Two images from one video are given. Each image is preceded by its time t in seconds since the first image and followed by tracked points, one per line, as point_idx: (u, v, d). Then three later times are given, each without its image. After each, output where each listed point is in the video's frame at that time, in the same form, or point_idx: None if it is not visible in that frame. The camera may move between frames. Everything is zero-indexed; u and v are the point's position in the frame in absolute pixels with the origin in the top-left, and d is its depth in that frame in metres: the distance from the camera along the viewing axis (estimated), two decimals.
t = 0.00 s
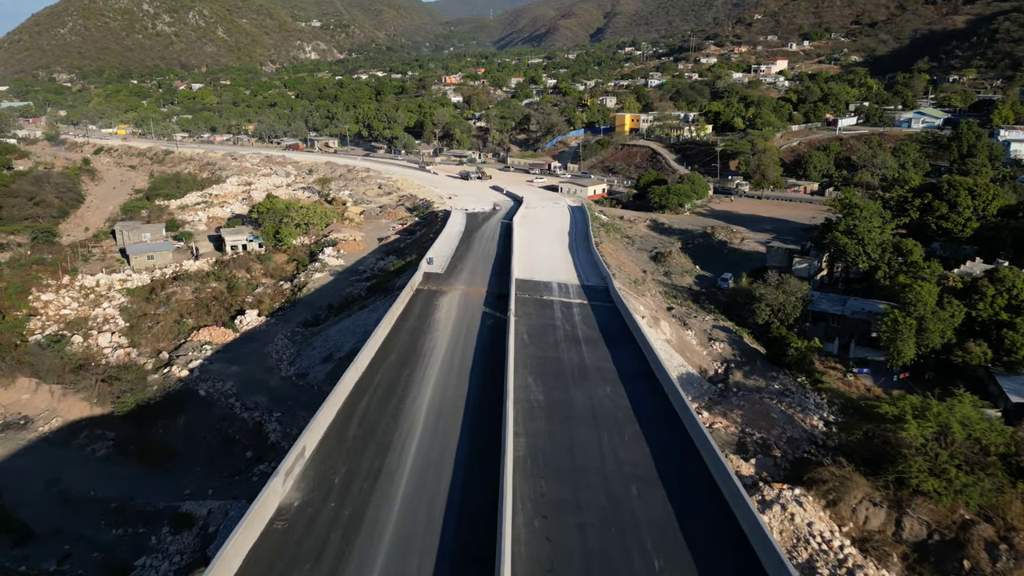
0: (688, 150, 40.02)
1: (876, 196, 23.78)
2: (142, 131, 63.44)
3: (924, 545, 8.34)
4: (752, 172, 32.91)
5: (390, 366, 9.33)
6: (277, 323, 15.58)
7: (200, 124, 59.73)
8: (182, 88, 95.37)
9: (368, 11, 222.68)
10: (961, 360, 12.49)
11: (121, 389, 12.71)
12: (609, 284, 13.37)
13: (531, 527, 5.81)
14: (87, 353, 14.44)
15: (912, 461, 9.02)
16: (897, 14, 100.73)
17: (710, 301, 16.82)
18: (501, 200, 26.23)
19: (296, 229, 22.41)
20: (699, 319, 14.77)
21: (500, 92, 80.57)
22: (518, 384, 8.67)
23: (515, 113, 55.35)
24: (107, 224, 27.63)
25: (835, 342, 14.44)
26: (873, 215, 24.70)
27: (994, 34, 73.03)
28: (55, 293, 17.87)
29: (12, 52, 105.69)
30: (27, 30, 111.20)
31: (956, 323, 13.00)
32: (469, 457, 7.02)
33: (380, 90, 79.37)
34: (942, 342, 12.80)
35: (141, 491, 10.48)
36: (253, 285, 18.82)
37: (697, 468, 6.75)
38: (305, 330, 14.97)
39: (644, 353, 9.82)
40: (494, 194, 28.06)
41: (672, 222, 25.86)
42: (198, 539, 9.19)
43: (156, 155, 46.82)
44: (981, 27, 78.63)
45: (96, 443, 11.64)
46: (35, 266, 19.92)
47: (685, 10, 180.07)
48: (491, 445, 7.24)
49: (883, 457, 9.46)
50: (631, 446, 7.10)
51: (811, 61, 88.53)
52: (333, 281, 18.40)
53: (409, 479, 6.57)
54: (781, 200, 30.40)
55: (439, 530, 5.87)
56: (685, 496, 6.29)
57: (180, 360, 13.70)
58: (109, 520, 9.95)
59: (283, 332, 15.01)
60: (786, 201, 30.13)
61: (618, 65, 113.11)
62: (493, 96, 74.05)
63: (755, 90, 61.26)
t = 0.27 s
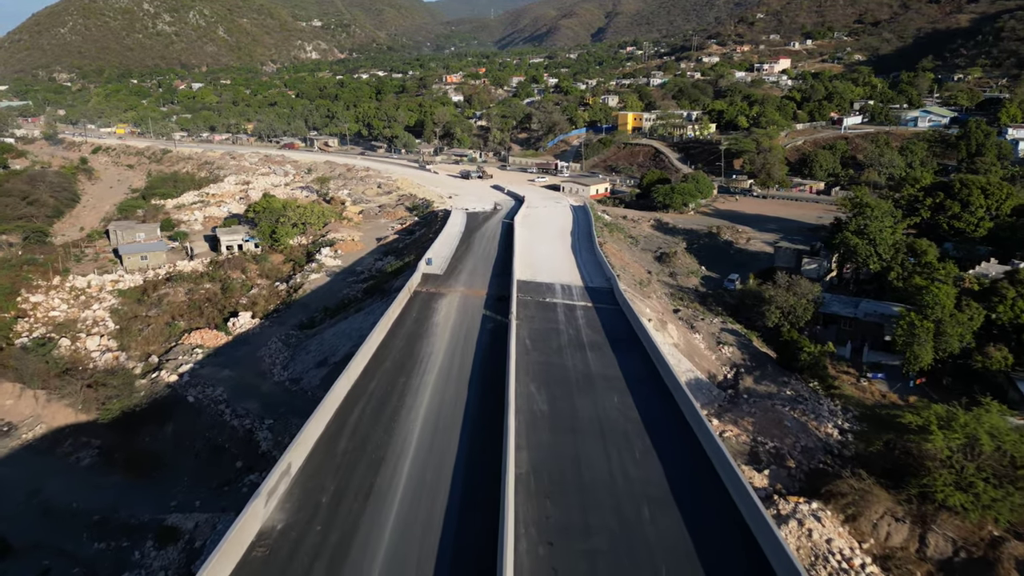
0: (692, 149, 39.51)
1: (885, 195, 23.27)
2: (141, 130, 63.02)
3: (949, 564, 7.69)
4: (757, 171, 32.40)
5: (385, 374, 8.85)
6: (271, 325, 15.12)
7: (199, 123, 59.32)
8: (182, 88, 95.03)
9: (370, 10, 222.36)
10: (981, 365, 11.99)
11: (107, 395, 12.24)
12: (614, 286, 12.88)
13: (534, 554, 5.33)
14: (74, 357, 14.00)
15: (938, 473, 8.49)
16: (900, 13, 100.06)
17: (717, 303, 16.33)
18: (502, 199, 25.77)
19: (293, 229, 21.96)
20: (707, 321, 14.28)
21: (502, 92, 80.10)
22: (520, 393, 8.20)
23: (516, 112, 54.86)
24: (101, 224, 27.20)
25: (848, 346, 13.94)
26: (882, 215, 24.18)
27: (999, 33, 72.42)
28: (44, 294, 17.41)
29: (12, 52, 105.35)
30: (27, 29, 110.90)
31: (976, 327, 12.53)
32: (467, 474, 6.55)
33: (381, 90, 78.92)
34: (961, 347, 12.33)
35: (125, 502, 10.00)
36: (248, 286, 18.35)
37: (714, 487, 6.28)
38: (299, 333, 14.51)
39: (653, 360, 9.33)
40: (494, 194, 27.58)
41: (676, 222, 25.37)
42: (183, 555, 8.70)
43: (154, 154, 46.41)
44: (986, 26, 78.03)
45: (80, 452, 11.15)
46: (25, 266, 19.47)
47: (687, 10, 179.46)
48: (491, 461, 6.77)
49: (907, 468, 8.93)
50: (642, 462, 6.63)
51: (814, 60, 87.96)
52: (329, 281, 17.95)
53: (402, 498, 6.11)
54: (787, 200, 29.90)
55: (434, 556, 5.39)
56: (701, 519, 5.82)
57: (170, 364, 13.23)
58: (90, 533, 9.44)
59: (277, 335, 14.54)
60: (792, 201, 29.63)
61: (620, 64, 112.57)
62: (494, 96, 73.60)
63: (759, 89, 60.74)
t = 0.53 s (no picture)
0: (695, 148, 38.96)
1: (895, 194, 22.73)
2: (140, 129, 62.61)
3: None
4: (763, 170, 31.89)
5: (378, 383, 8.36)
6: (264, 328, 14.67)
7: (198, 122, 58.89)
8: (183, 87, 94.62)
9: (371, 10, 222.22)
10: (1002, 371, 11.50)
11: (92, 402, 11.76)
12: (619, 288, 12.39)
13: None
14: (60, 361, 13.54)
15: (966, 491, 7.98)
16: (903, 12, 99.34)
17: (723, 305, 15.86)
18: (503, 198, 25.30)
19: (289, 229, 21.50)
20: (714, 324, 13.80)
21: (503, 91, 79.64)
22: (522, 403, 7.71)
23: (518, 110, 54.36)
24: (95, 225, 26.74)
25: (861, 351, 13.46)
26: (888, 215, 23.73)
27: (1005, 31, 71.76)
28: (33, 296, 16.98)
29: (12, 52, 105.02)
30: (28, 29, 110.54)
31: (996, 331, 12.04)
32: (465, 493, 6.07)
33: (381, 89, 78.45)
34: (979, 351, 11.85)
35: (108, 516, 9.48)
36: (242, 288, 17.88)
37: (733, 508, 5.80)
38: (294, 335, 14.04)
39: (661, 365, 8.86)
40: (495, 193, 27.08)
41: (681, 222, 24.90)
42: (166, 572, 8.19)
43: (151, 153, 45.97)
44: (991, 24, 77.40)
45: (64, 462, 10.60)
46: (14, 267, 19.03)
47: (688, 9, 178.85)
48: (491, 479, 6.29)
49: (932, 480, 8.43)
50: (653, 481, 6.16)
51: (817, 59, 87.37)
52: (326, 283, 17.49)
53: (395, 520, 5.64)
54: (793, 199, 29.39)
55: None
56: (721, 545, 5.35)
57: (158, 370, 12.75)
58: (69, 549, 8.91)
59: (271, 338, 14.08)
60: (798, 201, 29.10)
61: (621, 64, 112.02)
62: (495, 95, 73.11)
63: (762, 88, 60.20)
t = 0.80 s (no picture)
0: (699, 147, 38.42)
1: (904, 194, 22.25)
2: (138, 129, 62.15)
3: None
4: (768, 169, 31.36)
5: (371, 392, 7.91)
6: (257, 331, 14.22)
7: (197, 121, 58.44)
8: (183, 87, 94.19)
9: (372, 10, 221.88)
10: None
11: (76, 408, 11.28)
12: (624, 290, 11.91)
13: None
14: (46, 366, 13.07)
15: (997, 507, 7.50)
16: (906, 11, 98.61)
17: (731, 308, 15.39)
18: (504, 198, 24.84)
19: (286, 229, 21.04)
20: (723, 327, 13.32)
21: (504, 90, 79.16)
22: (524, 414, 7.26)
23: (519, 109, 53.90)
24: (89, 224, 26.28)
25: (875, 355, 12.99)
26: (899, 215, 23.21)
27: (1010, 30, 71.17)
28: (21, 297, 16.52)
29: (12, 51, 104.59)
30: (28, 28, 110.17)
31: (1017, 336, 11.58)
32: (462, 515, 5.63)
33: (381, 88, 78.01)
34: (1001, 356, 11.38)
35: (90, 530, 8.95)
36: (236, 289, 17.42)
37: (754, 532, 5.35)
38: (287, 339, 13.59)
39: (671, 373, 8.39)
40: (496, 193, 26.62)
41: (685, 222, 24.42)
42: None
43: (149, 152, 45.53)
44: (996, 23, 76.81)
45: (45, 473, 10.10)
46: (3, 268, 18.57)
47: (690, 8, 178.23)
48: (491, 499, 5.84)
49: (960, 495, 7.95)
50: (666, 502, 5.71)
51: (820, 58, 86.85)
52: (322, 284, 17.02)
53: (386, 546, 5.20)
54: (799, 199, 28.92)
55: None
56: None
57: (147, 375, 12.28)
58: (45, 562, 8.36)
59: (264, 341, 13.63)
60: (804, 200, 28.63)
61: (623, 63, 111.46)
62: (496, 94, 72.64)
63: (765, 87, 59.73)
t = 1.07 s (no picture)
0: (702, 146, 37.87)
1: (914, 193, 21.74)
2: (137, 128, 61.72)
3: None
4: (774, 168, 30.83)
5: (363, 403, 7.44)
6: (250, 334, 13.75)
7: (196, 121, 57.99)
8: (182, 86, 93.83)
9: (373, 10, 221.55)
10: None
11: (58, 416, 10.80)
12: (631, 292, 11.42)
13: None
14: (30, 371, 12.61)
15: None
16: (909, 9, 97.88)
17: (739, 310, 14.91)
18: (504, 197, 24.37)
19: (282, 229, 20.58)
20: (731, 330, 12.84)
21: (504, 89, 78.68)
22: (526, 428, 6.79)
23: (520, 108, 53.43)
24: (83, 224, 25.83)
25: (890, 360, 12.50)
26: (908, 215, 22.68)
27: (1015, 28, 70.54)
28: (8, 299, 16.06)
29: (12, 51, 104.19)
30: (27, 28, 109.85)
31: None
32: (458, 540, 5.17)
33: (382, 88, 77.57)
34: None
35: (69, 546, 8.43)
36: (230, 290, 16.95)
37: (780, 561, 4.90)
38: (280, 343, 13.13)
39: (683, 381, 7.91)
40: (497, 192, 26.15)
41: (690, 221, 23.95)
42: None
43: (147, 152, 45.10)
44: (1001, 21, 76.19)
45: (23, 484, 9.55)
46: None
47: (691, 7, 177.61)
48: (489, 520, 5.39)
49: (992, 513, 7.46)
50: (682, 528, 5.24)
51: (823, 57, 86.32)
52: (318, 285, 16.56)
53: None
54: (805, 198, 28.43)
55: None
56: None
57: (134, 381, 11.82)
58: None
59: (256, 345, 13.17)
60: (810, 200, 28.14)
61: (625, 62, 110.93)
62: (497, 93, 72.18)
63: (768, 86, 59.22)
